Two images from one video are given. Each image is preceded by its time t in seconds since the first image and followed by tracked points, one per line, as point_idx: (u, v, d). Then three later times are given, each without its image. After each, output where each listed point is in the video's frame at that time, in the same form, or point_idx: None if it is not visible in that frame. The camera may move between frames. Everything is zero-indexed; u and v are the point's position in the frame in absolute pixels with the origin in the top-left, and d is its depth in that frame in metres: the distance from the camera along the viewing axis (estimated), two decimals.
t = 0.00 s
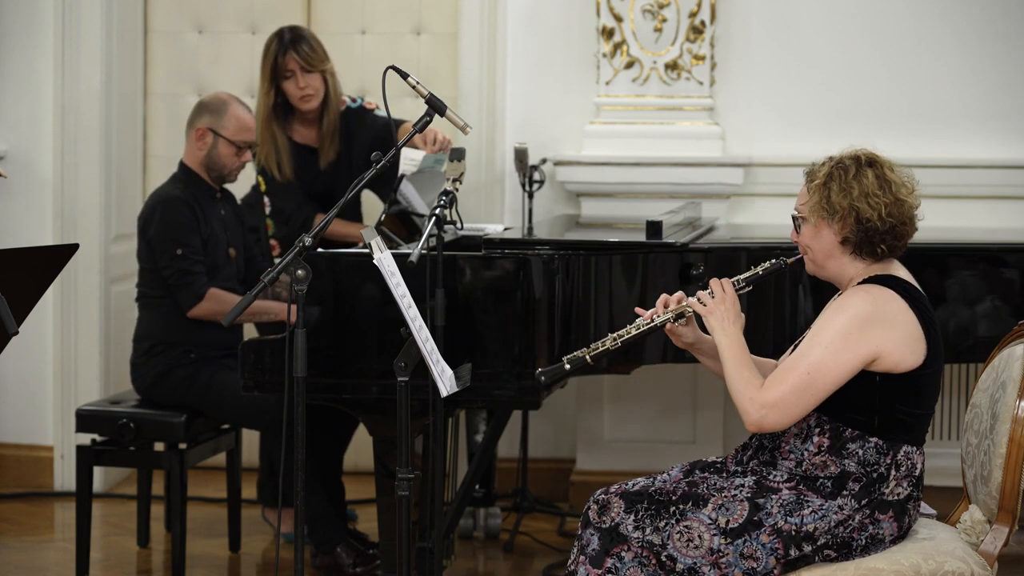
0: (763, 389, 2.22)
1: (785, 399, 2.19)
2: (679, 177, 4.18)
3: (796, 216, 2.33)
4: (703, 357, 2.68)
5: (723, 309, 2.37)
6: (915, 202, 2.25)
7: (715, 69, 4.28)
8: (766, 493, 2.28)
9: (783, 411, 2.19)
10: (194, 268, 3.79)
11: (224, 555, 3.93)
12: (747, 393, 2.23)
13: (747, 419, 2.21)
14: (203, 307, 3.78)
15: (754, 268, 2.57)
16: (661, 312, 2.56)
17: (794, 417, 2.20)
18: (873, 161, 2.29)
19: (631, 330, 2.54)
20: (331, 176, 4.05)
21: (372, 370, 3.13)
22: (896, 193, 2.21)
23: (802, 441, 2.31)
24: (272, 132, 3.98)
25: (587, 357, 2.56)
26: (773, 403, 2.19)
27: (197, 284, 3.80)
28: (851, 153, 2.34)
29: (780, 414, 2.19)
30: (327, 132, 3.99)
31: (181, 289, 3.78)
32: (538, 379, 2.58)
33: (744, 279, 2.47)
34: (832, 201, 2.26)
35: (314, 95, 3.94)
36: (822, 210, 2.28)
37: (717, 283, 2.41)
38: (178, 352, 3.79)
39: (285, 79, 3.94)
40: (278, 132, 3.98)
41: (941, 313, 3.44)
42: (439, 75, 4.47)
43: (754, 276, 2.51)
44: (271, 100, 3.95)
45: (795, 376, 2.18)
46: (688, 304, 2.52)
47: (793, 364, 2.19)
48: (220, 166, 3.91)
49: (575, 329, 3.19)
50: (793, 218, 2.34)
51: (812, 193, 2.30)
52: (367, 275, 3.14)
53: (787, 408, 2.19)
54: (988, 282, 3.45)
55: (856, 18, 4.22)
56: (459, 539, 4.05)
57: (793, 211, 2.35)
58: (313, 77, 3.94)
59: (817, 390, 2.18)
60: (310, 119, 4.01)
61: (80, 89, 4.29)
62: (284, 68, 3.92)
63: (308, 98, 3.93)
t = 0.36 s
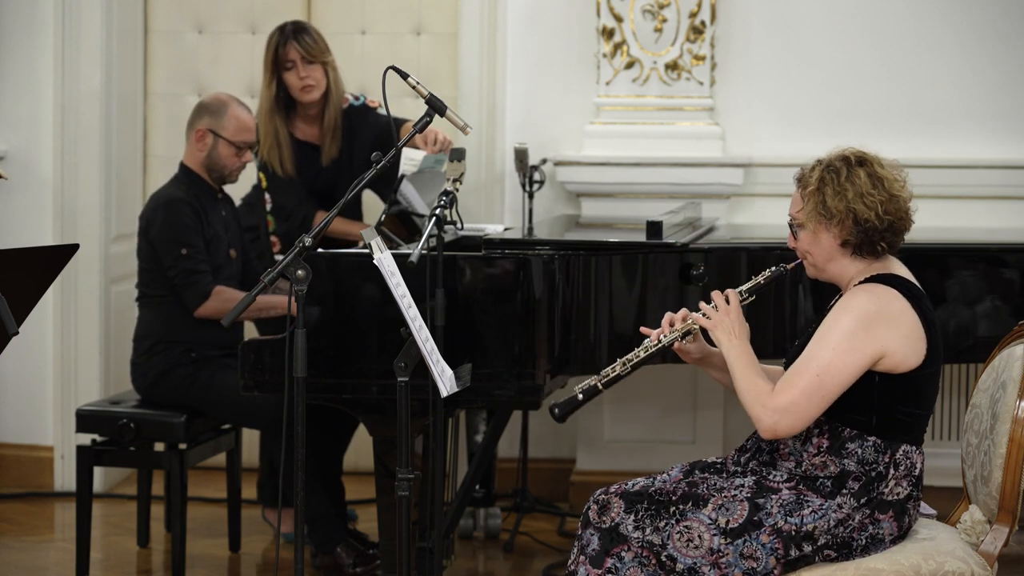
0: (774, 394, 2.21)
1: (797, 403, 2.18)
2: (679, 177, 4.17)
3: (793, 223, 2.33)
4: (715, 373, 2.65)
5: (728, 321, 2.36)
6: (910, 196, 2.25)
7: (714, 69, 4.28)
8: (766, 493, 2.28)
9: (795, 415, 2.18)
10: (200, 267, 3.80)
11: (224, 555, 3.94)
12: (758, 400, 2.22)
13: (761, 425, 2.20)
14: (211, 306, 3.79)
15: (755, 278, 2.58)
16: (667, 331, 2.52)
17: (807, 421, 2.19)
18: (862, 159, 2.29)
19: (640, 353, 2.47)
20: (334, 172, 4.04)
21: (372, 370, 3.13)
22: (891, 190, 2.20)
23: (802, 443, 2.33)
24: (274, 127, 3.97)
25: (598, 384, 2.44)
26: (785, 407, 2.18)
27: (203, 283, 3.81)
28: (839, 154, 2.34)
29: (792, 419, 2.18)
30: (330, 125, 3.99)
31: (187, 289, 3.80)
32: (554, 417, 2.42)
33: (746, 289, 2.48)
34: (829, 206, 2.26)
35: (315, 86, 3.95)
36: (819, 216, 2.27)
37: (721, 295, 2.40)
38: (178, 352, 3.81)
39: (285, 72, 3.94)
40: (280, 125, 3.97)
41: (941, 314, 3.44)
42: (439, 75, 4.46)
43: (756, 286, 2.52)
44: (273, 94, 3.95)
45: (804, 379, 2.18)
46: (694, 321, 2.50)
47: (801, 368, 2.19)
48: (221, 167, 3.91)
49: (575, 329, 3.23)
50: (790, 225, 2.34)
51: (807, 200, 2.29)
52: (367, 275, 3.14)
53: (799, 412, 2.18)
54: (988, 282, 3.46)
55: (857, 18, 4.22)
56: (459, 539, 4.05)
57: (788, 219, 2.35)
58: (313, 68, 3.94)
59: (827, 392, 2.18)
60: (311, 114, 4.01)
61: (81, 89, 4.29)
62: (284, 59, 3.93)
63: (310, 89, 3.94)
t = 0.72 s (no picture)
0: (780, 416, 2.18)
1: (805, 421, 2.16)
2: (679, 177, 4.12)
3: (768, 234, 2.34)
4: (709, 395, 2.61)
5: (721, 348, 2.30)
6: (880, 193, 2.27)
7: (715, 69, 4.25)
8: (765, 494, 2.28)
9: (806, 432, 2.16)
10: (209, 264, 3.81)
11: (224, 555, 3.94)
12: (766, 424, 2.19)
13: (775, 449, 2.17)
14: (220, 304, 3.80)
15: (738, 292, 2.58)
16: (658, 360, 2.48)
17: (818, 435, 2.17)
18: (827, 162, 2.30)
19: (633, 389, 2.45)
20: (337, 171, 4.04)
21: (372, 370, 3.13)
22: (862, 190, 2.22)
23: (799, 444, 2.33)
24: (276, 127, 3.97)
25: (597, 428, 2.44)
26: (794, 428, 2.16)
27: (212, 281, 3.81)
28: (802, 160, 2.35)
29: (804, 436, 2.16)
30: (333, 125, 3.99)
31: (197, 288, 3.80)
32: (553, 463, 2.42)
33: (732, 307, 2.47)
34: (802, 214, 2.27)
35: (319, 87, 3.95)
36: (794, 224, 2.28)
37: (708, 318, 2.33)
38: (179, 351, 3.83)
39: (288, 73, 3.94)
40: (282, 126, 3.97)
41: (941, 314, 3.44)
42: (439, 75, 4.41)
43: (741, 301, 2.51)
44: (277, 95, 3.96)
45: (809, 395, 2.16)
46: (685, 348, 2.45)
47: (802, 385, 2.17)
48: (218, 167, 3.91)
49: (575, 329, 3.24)
50: (765, 237, 2.35)
51: (780, 211, 2.30)
52: (367, 275, 3.14)
53: (809, 429, 2.16)
54: (988, 282, 3.46)
55: (858, 13, 4.21)
56: (459, 539, 4.05)
57: (763, 232, 2.36)
58: (316, 69, 3.94)
59: (832, 403, 2.16)
60: (314, 114, 4.01)
61: (80, 89, 4.24)
62: (288, 60, 3.93)
63: (312, 90, 3.94)
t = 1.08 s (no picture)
0: (764, 412, 2.18)
1: (788, 417, 2.16)
2: (681, 178, 4.07)
3: (749, 234, 2.34)
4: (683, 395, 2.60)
5: (702, 349, 2.33)
6: (859, 191, 2.29)
7: (717, 69, 4.18)
8: (762, 497, 2.28)
9: (790, 429, 2.16)
10: (211, 265, 3.82)
11: (227, 555, 3.95)
12: (750, 421, 2.18)
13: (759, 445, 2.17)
14: (220, 305, 3.81)
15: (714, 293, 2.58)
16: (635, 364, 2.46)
17: (802, 431, 2.17)
18: (807, 161, 2.31)
19: (613, 393, 2.41)
20: (339, 170, 4.03)
21: (374, 370, 3.15)
22: (844, 189, 2.23)
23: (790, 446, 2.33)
24: (278, 128, 3.97)
25: (575, 433, 2.40)
26: (778, 424, 2.16)
27: (213, 281, 3.83)
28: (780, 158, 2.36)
29: (788, 432, 2.16)
30: (335, 127, 3.99)
31: (198, 288, 3.82)
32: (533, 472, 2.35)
33: (709, 308, 2.46)
34: (786, 215, 2.27)
35: (320, 90, 3.96)
36: (777, 224, 2.29)
37: (688, 321, 2.36)
38: (182, 352, 3.88)
39: (290, 76, 3.95)
40: (284, 127, 3.98)
41: (943, 315, 3.44)
42: (441, 75, 4.38)
43: (719, 301, 2.51)
44: (279, 97, 3.97)
45: (791, 391, 2.16)
46: (663, 350, 2.44)
47: (784, 381, 2.17)
48: (221, 169, 3.92)
49: (577, 332, 3.23)
50: (745, 237, 2.35)
51: (763, 211, 2.30)
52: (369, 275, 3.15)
53: (793, 425, 2.16)
54: (989, 282, 3.46)
55: (861, 14, 4.14)
56: (462, 539, 4.05)
57: (742, 231, 2.35)
58: (318, 71, 3.95)
59: (815, 399, 2.16)
60: (316, 115, 4.01)
61: (82, 89, 4.19)
62: (290, 62, 3.94)
63: (314, 92, 3.95)
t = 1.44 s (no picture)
0: (764, 401, 2.19)
1: (788, 406, 2.17)
2: (694, 178, 4.05)
3: (760, 226, 2.34)
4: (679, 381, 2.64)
5: (705, 337, 2.32)
6: (872, 192, 2.31)
7: (730, 69, 4.16)
8: (773, 499, 2.28)
9: (789, 418, 2.17)
10: (206, 270, 3.87)
11: (240, 555, 3.95)
12: (750, 410, 2.20)
13: (756, 433, 2.18)
14: (213, 308, 3.87)
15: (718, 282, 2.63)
16: (632, 349, 2.48)
17: (800, 421, 2.19)
18: (826, 158, 2.32)
19: (608, 377, 2.44)
20: (352, 170, 4.02)
21: (388, 370, 3.18)
22: (862, 189, 2.25)
23: (798, 449, 2.33)
24: (293, 129, 3.94)
25: (566, 414, 2.42)
26: (778, 412, 2.18)
27: (208, 285, 3.88)
28: (795, 152, 2.36)
29: (787, 422, 2.17)
30: (350, 127, 3.98)
31: (193, 290, 3.88)
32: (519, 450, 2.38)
33: (710, 298, 2.52)
34: (802, 209, 2.28)
35: (333, 90, 3.93)
36: (792, 219, 2.30)
37: (690, 309, 2.35)
38: (194, 352, 3.93)
39: (303, 76, 3.92)
40: (298, 128, 3.95)
41: (956, 316, 3.44)
42: (454, 76, 4.38)
43: (722, 291, 2.57)
44: (293, 97, 3.93)
45: (792, 380, 2.17)
46: (661, 337, 2.47)
47: (786, 370, 2.18)
48: (229, 169, 3.99)
49: (591, 334, 3.20)
50: (757, 228, 2.35)
51: (779, 204, 2.30)
52: (382, 275, 3.20)
53: (792, 414, 2.17)
54: (1003, 283, 3.46)
55: (872, 13, 4.12)
56: (475, 539, 4.06)
57: (753, 222, 2.35)
58: (332, 72, 3.92)
59: (815, 390, 2.18)
60: (330, 115, 4.00)
61: (95, 89, 4.18)
62: (303, 62, 3.91)
63: (328, 93, 3.92)
